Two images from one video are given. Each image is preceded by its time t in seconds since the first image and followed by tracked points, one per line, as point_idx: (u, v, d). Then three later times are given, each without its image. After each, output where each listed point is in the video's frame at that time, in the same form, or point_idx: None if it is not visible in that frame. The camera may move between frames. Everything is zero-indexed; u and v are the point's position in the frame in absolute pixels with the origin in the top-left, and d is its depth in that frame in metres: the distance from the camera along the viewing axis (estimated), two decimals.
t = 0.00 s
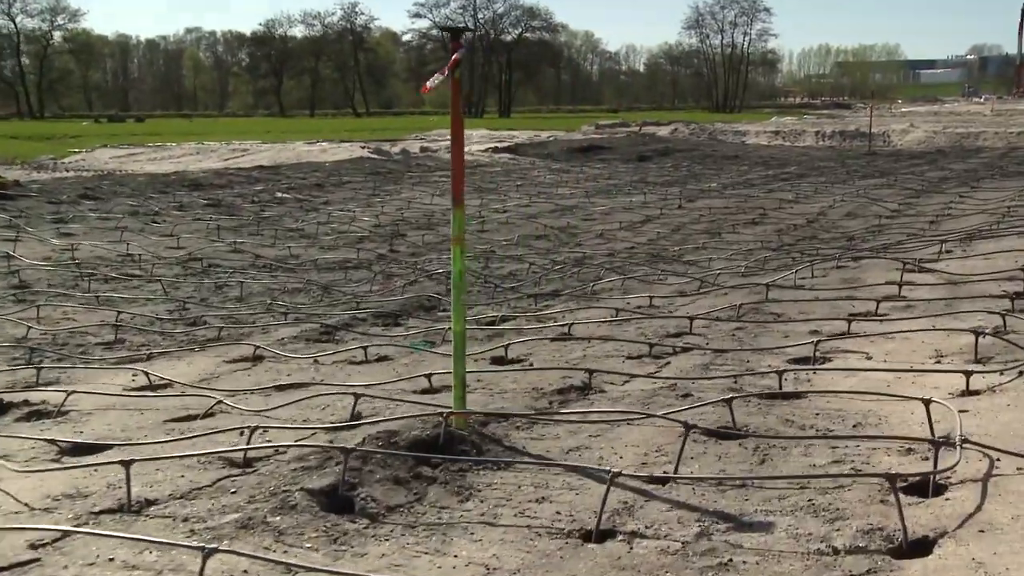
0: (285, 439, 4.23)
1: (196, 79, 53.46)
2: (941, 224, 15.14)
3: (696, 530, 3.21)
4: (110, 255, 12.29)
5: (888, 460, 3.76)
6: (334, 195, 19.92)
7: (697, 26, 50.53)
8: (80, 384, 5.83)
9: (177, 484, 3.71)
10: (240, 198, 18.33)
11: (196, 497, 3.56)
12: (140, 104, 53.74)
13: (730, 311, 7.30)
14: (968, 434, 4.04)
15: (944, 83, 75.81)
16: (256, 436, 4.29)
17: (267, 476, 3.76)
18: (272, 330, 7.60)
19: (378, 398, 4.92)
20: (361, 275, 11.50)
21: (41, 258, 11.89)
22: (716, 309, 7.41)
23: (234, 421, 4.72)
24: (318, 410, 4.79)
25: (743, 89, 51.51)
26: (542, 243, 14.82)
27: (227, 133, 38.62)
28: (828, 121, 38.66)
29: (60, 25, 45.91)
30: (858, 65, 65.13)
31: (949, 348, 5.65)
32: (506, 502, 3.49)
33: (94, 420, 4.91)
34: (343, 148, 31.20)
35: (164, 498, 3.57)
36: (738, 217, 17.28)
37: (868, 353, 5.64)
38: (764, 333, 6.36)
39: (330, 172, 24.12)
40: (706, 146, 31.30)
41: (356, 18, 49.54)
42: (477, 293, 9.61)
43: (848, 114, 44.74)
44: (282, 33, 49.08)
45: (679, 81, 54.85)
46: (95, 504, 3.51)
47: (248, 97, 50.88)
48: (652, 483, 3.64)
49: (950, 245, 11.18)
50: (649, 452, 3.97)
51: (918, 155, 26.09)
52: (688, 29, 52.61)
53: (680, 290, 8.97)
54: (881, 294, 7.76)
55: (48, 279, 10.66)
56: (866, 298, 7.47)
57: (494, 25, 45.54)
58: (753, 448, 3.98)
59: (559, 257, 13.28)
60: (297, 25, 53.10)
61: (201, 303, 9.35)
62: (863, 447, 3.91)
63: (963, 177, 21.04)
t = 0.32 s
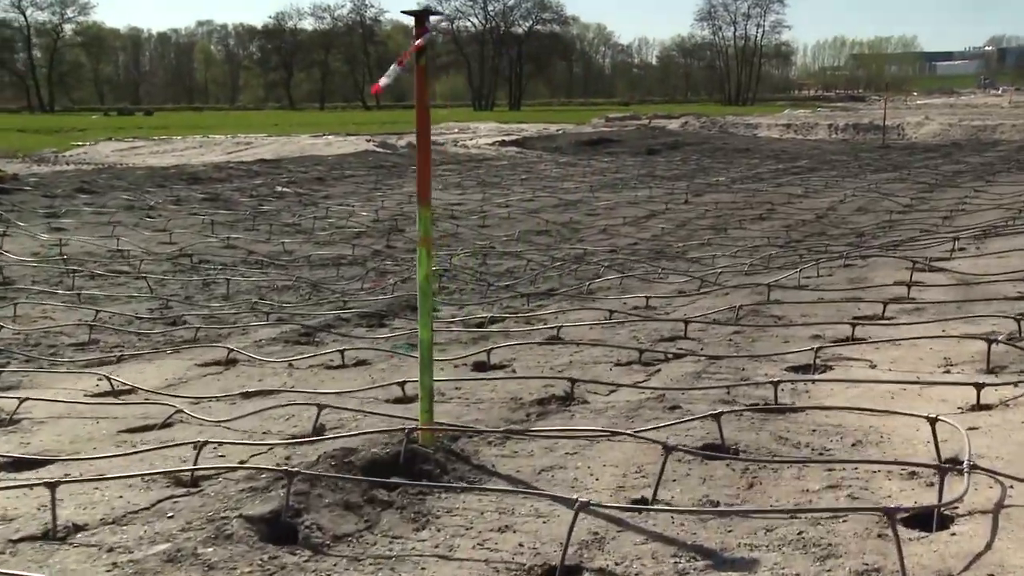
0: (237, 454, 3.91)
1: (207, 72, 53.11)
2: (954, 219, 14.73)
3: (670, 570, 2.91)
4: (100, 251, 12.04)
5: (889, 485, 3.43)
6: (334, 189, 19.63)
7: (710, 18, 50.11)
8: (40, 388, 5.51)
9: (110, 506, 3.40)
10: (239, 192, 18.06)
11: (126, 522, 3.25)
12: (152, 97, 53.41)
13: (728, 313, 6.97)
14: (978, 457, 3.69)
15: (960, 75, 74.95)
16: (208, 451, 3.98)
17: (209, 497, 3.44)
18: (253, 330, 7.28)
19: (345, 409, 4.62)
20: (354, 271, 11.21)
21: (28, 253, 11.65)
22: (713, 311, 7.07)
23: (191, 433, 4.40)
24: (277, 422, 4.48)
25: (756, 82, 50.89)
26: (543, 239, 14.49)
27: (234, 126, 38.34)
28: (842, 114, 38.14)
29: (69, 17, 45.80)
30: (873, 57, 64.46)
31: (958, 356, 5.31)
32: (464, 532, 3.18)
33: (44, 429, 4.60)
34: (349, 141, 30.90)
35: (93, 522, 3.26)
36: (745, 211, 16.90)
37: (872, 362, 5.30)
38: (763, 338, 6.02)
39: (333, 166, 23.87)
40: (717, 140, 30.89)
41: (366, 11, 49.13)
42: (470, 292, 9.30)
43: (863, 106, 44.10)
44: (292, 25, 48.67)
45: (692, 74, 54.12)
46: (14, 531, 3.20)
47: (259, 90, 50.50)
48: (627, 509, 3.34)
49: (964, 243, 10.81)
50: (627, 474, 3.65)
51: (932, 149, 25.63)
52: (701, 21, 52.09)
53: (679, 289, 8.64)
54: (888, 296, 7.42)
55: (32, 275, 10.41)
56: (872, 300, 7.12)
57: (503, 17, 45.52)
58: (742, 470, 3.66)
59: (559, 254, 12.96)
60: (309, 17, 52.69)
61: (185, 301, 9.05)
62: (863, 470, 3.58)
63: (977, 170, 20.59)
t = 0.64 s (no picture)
0: (184, 479, 3.59)
1: (224, 67, 52.07)
2: (973, 215, 14.34)
3: None
4: (95, 248, 11.76)
5: (894, 519, 3.10)
6: (340, 184, 19.36)
7: (727, 11, 49.64)
8: None
9: (35, 542, 3.08)
10: (243, 188, 17.80)
11: (46, 562, 2.93)
12: (169, 90, 52.99)
13: (731, 317, 6.65)
14: (994, 483, 3.35)
15: (980, 68, 74.11)
16: (156, 474, 3.66)
17: (144, 530, 3.11)
18: (237, 334, 6.98)
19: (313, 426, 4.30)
20: (352, 269, 10.90)
21: (20, 251, 11.40)
22: (717, 314, 6.73)
23: (145, 452, 4.08)
24: (238, 441, 4.16)
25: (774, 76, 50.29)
26: (550, 235, 14.16)
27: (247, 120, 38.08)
28: (860, 107, 37.58)
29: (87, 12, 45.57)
30: (893, 50, 63.76)
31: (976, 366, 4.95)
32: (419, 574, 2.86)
33: None
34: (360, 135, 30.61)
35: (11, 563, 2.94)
36: (758, 207, 16.53)
37: (883, 372, 4.94)
38: (767, 345, 5.68)
39: (341, 160, 23.59)
40: (732, 133, 30.47)
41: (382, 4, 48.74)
42: (468, 292, 8.98)
43: (881, 100, 43.56)
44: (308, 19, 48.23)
45: (710, 68, 53.43)
46: None
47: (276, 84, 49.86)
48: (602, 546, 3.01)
49: (982, 240, 10.42)
50: (607, 503, 3.32)
51: (951, 142, 25.16)
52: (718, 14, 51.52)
53: (683, 291, 8.32)
54: (902, 298, 7.06)
55: (20, 274, 10.14)
56: (884, 303, 6.77)
57: (520, 10, 45.38)
58: (734, 499, 3.32)
59: (565, 251, 12.63)
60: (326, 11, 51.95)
61: (174, 303, 8.75)
62: (868, 501, 3.25)
63: (997, 165, 20.14)
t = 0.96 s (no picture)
0: (122, 512, 3.31)
1: (243, 65, 50.69)
2: (993, 215, 13.92)
3: None
4: (90, 248, 11.50)
5: (900, 568, 2.77)
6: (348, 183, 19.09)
7: (745, 8, 49.15)
8: None
9: None
10: (248, 186, 17.56)
11: None
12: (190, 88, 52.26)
13: (734, 326, 6.32)
14: (1010, 524, 3.02)
15: (1002, 65, 73.22)
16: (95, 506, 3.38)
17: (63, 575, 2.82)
18: (219, 341, 6.68)
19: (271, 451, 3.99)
20: (350, 272, 10.62)
21: (14, 251, 11.16)
22: (719, 324, 6.38)
23: (91, 476, 3.79)
24: (194, 464, 3.86)
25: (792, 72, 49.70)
26: (557, 236, 13.83)
27: (262, 118, 37.67)
28: (879, 104, 37.03)
29: (107, 11, 45.39)
30: (913, 47, 63.04)
31: (991, 383, 4.60)
32: None
33: None
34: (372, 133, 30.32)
35: None
36: (771, 207, 16.13)
37: (892, 390, 4.60)
38: (771, 358, 5.34)
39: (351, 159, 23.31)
40: (749, 131, 30.01)
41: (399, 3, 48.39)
42: (464, 297, 8.66)
43: (901, 97, 42.96)
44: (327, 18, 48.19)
45: (729, 66, 52.67)
46: None
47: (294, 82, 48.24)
48: None
49: (1003, 244, 10.02)
50: (580, 544, 3.00)
51: (972, 139, 24.67)
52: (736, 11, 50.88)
53: (687, 296, 7.98)
54: (916, 306, 6.68)
55: (9, 276, 9.88)
56: (896, 311, 6.41)
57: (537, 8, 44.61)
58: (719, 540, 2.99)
59: (571, 252, 12.29)
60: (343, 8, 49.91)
61: (161, 308, 8.45)
62: (869, 545, 2.91)
63: (1019, 162, 19.68)
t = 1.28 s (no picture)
0: (52, 551, 3.04)
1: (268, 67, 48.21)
2: (1016, 218, 13.53)
3: None
4: (87, 250, 11.25)
5: None
6: (356, 184, 18.85)
7: (766, 6, 48.72)
8: None
9: None
10: (255, 187, 17.35)
11: None
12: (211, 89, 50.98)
13: (738, 339, 5.99)
14: None
15: None
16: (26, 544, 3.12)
17: None
18: (200, 351, 6.38)
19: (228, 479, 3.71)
20: (349, 277, 10.34)
21: (8, 254, 10.93)
22: (722, 337, 6.05)
23: (32, 506, 3.52)
24: (141, 494, 3.59)
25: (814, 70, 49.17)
26: (565, 238, 13.55)
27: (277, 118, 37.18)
28: (901, 103, 36.49)
29: (129, 11, 45.44)
30: (937, 46, 62.38)
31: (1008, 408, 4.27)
32: None
33: None
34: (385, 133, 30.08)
35: None
36: (787, 208, 15.78)
37: (902, 413, 4.28)
38: (772, 376, 5.01)
39: (362, 159, 23.07)
40: (767, 130, 29.63)
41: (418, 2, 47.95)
42: (462, 304, 8.37)
43: (923, 95, 42.42)
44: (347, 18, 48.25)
45: (749, 64, 52.40)
46: None
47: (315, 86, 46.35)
48: None
49: None
50: None
51: (996, 139, 24.19)
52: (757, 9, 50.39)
53: (692, 304, 7.66)
54: (930, 318, 6.33)
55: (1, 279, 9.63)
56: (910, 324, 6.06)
57: (556, 6, 44.51)
58: None
59: (578, 256, 11.98)
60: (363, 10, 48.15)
61: (150, 314, 8.13)
62: None
63: None
